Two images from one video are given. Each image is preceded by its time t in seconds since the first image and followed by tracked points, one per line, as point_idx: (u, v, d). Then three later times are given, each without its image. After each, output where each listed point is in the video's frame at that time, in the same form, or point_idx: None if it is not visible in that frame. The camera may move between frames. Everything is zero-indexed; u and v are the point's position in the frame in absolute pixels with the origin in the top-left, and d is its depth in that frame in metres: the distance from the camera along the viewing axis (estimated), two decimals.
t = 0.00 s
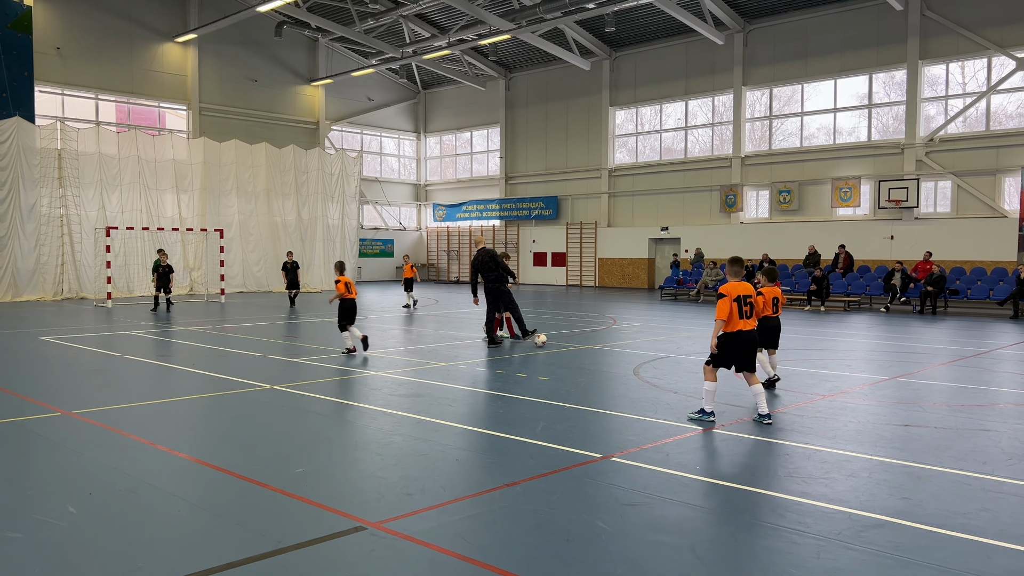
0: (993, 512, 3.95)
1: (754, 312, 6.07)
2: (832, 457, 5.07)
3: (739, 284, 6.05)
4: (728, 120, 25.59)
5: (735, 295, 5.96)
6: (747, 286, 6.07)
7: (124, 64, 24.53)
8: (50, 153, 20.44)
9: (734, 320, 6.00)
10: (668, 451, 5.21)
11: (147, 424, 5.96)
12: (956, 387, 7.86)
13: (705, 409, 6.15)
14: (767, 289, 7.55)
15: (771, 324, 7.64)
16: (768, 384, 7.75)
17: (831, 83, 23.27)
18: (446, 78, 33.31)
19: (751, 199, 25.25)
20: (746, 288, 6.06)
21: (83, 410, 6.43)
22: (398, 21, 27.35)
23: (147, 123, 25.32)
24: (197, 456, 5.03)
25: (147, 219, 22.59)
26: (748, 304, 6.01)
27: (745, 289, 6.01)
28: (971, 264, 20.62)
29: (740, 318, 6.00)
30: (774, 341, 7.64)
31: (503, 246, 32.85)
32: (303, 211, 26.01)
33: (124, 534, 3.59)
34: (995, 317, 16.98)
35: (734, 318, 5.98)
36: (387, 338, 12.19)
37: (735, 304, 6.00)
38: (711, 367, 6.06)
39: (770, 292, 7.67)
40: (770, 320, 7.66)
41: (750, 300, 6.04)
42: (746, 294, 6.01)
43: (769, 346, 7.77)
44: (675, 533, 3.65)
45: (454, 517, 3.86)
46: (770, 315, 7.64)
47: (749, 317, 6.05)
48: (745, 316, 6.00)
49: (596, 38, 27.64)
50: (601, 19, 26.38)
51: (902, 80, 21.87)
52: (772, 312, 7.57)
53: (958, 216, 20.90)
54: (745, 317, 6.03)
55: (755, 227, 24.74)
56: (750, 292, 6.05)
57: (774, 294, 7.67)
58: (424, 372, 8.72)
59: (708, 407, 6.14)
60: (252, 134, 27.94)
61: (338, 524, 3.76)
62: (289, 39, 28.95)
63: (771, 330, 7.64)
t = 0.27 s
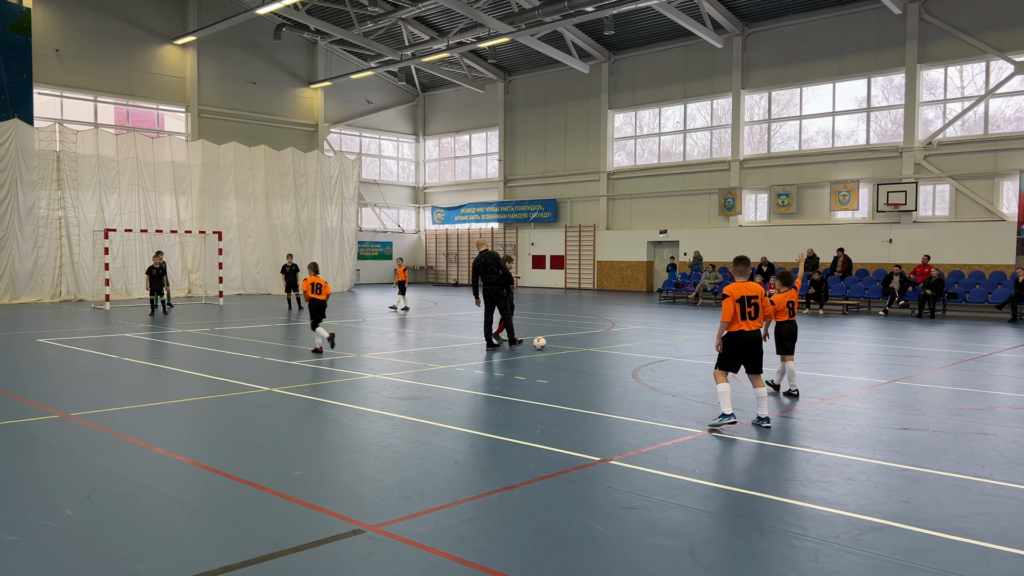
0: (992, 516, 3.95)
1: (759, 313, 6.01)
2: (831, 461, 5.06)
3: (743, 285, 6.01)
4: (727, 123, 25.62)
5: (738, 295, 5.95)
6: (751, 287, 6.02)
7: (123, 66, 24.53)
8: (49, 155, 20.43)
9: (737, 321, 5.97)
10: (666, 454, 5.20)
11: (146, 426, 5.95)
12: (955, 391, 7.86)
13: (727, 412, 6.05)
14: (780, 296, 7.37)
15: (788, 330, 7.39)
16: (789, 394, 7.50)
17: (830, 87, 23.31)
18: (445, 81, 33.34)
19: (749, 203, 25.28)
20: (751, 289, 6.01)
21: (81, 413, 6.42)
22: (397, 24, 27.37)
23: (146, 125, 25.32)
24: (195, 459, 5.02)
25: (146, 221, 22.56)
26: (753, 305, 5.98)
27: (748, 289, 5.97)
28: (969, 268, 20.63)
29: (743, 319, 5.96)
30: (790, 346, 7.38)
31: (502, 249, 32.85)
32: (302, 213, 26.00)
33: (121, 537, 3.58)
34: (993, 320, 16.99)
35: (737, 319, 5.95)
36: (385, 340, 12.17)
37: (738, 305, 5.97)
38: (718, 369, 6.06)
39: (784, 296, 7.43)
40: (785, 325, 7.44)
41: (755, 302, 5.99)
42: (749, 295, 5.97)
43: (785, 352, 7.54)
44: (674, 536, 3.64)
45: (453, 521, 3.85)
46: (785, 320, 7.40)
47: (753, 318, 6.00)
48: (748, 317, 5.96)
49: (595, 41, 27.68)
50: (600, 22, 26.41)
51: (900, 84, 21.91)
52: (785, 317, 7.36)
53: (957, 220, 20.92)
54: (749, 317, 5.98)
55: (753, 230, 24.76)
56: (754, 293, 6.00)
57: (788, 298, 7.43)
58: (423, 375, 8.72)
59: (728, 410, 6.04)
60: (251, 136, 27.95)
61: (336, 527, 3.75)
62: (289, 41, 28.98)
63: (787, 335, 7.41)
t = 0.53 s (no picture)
0: (991, 519, 3.94)
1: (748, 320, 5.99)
2: (831, 464, 5.05)
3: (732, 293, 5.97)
4: (726, 126, 25.65)
5: (729, 304, 5.89)
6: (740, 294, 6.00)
7: (124, 68, 24.56)
8: (49, 157, 20.46)
9: (727, 329, 5.91)
10: (666, 457, 5.20)
11: (144, 428, 5.94)
12: (955, 394, 7.85)
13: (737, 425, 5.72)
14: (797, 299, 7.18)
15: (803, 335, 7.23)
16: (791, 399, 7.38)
17: (830, 90, 23.34)
18: (445, 83, 33.37)
19: (749, 206, 25.30)
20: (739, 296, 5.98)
21: (80, 415, 6.41)
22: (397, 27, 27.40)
23: (146, 127, 25.34)
24: (194, 461, 5.01)
25: (146, 223, 22.55)
26: (743, 313, 5.94)
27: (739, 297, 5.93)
28: (969, 271, 20.63)
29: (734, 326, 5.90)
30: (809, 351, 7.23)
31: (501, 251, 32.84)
32: (302, 215, 26.02)
33: (120, 539, 3.57)
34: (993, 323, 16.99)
35: (728, 327, 5.88)
36: (385, 343, 12.17)
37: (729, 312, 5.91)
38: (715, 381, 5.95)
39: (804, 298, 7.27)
40: (801, 328, 7.29)
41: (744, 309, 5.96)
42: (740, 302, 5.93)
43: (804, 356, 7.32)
44: (673, 539, 3.63)
45: (452, 523, 3.84)
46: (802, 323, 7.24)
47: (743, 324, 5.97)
48: (738, 325, 5.91)
49: (595, 44, 27.72)
50: (600, 25, 26.44)
51: (900, 87, 21.93)
52: (801, 320, 7.20)
53: (956, 223, 20.93)
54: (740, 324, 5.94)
55: (753, 233, 24.77)
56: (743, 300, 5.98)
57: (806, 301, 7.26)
58: (423, 377, 8.71)
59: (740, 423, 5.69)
60: (252, 139, 27.99)
61: (334, 529, 3.74)
62: (289, 44, 29.02)
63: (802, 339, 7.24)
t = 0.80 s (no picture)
0: (993, 522, 3.93)
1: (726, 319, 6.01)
2: (831, 467, 5.05)
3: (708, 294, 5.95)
4: (727, 129, 25.66)
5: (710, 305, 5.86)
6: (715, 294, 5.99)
7: (125, 71, 24.59)
8: (51, 159, 20.48)
9: (710, 331, 5.88)
10: (667, 459, 5.19)
11: (145, 430, 5.94)
12: (955, 397, 7.84)
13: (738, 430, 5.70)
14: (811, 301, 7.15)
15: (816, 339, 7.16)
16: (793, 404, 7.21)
17: (831, 93, 23.35)
18: (446, 86, 33.40)
19: (750, 209, 25.29)
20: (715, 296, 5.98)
21: (80, 416, 6.41)
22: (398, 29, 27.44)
23: (147, 129, 25.36)
24: (194, 463, 5.00)
25: (147, 225, 22.58)
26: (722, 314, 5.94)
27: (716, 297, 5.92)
28: (969, 274, 20.63)
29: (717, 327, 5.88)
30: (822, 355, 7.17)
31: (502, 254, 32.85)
32: (303, 217, 26.05)
33: (120, 540, 3.57)
34: (994, 327, 16.98)
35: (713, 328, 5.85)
36: (385, 345, 12.17)
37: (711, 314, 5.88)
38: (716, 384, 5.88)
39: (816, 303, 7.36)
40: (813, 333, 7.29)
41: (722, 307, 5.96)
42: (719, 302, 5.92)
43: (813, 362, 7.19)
44: (674, 541, 3.62)
45: (452, 526, 3.83)
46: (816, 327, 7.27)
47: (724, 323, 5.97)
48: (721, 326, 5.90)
49: (596, 47, 27.75)
50: (601, 28, 26.47)
51: (901, 90, 21.95)
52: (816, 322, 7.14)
53: (957, 226, 20.93)
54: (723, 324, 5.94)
55: (754, 236, 24.77)
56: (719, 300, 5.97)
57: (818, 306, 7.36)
58: (423, 379, 8.71)
59: (740, 427, 5.69)
60: (253, 141, 28.03)
61: (335, 531, 3.74)
62: (290, 46, 29.06)
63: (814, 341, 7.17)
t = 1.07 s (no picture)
0: (995, 525, 3.93)
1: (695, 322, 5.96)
2: (833, 469, 5.04)
3: (668, 301, 5.90)
4: (729, 131, 25.66)
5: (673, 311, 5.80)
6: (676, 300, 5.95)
7: (128, 73, 24.64)
8: (53, 161, 20.52)
9: (676, 337, 5.82)
10: (668, 462, 5.19)
11: (147, 431, 5.94)
12: (957, 399, 7.84)
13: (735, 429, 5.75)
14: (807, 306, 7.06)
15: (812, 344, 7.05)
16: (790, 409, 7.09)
17: (832, 95, 23.35)
18: (448, 88, 33.43)
19: (751, 211, 25.28)
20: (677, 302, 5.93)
21: (82, 417, 6.41)
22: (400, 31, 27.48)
23: (149, 131, 25.42)
24: (196, 464, 5.01)
25: (149, 226, 22.62)
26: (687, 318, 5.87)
27: (676, 303, 5.85)
28: (971, 277, 20.62)
29: (683, 332, 5.82)
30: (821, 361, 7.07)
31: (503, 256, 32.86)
32: (305, 219, 26.09)
33: (123, 542, 3.57)
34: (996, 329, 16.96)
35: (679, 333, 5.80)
36: (387, 347, 12.18)
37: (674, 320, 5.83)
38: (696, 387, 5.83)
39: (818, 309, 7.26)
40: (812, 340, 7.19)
41: (686, 312, 5.89)
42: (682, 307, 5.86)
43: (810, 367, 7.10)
44: (675, 544, 3.62)
45: (454, 527, 3.83)
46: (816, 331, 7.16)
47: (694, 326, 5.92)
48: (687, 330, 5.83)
49: (598, 49, 27.76)
50: (603, 30, 26.49)
51: (902, 93, 21.95)
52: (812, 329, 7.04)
53: (959, 229, 20.92)
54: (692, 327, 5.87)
55: (756, 238, 24.76)
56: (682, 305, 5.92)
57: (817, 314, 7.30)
58: (424, 381, 8.71)
59: (737, 424, 5.77)
60: (255, 142, 28.07)
61: (337, 533, 3.74)
62: (292, 48, 29.12)
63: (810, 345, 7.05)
